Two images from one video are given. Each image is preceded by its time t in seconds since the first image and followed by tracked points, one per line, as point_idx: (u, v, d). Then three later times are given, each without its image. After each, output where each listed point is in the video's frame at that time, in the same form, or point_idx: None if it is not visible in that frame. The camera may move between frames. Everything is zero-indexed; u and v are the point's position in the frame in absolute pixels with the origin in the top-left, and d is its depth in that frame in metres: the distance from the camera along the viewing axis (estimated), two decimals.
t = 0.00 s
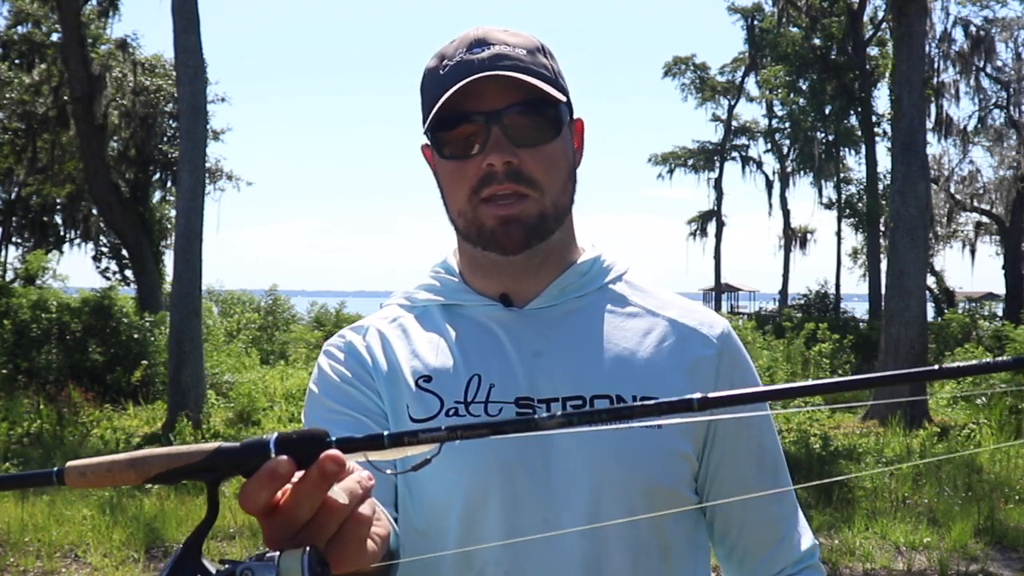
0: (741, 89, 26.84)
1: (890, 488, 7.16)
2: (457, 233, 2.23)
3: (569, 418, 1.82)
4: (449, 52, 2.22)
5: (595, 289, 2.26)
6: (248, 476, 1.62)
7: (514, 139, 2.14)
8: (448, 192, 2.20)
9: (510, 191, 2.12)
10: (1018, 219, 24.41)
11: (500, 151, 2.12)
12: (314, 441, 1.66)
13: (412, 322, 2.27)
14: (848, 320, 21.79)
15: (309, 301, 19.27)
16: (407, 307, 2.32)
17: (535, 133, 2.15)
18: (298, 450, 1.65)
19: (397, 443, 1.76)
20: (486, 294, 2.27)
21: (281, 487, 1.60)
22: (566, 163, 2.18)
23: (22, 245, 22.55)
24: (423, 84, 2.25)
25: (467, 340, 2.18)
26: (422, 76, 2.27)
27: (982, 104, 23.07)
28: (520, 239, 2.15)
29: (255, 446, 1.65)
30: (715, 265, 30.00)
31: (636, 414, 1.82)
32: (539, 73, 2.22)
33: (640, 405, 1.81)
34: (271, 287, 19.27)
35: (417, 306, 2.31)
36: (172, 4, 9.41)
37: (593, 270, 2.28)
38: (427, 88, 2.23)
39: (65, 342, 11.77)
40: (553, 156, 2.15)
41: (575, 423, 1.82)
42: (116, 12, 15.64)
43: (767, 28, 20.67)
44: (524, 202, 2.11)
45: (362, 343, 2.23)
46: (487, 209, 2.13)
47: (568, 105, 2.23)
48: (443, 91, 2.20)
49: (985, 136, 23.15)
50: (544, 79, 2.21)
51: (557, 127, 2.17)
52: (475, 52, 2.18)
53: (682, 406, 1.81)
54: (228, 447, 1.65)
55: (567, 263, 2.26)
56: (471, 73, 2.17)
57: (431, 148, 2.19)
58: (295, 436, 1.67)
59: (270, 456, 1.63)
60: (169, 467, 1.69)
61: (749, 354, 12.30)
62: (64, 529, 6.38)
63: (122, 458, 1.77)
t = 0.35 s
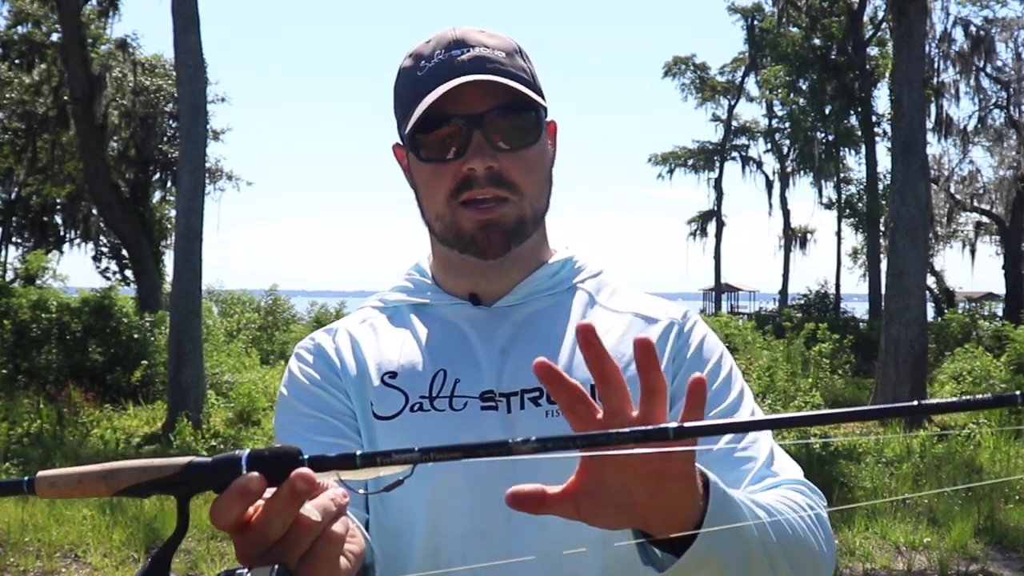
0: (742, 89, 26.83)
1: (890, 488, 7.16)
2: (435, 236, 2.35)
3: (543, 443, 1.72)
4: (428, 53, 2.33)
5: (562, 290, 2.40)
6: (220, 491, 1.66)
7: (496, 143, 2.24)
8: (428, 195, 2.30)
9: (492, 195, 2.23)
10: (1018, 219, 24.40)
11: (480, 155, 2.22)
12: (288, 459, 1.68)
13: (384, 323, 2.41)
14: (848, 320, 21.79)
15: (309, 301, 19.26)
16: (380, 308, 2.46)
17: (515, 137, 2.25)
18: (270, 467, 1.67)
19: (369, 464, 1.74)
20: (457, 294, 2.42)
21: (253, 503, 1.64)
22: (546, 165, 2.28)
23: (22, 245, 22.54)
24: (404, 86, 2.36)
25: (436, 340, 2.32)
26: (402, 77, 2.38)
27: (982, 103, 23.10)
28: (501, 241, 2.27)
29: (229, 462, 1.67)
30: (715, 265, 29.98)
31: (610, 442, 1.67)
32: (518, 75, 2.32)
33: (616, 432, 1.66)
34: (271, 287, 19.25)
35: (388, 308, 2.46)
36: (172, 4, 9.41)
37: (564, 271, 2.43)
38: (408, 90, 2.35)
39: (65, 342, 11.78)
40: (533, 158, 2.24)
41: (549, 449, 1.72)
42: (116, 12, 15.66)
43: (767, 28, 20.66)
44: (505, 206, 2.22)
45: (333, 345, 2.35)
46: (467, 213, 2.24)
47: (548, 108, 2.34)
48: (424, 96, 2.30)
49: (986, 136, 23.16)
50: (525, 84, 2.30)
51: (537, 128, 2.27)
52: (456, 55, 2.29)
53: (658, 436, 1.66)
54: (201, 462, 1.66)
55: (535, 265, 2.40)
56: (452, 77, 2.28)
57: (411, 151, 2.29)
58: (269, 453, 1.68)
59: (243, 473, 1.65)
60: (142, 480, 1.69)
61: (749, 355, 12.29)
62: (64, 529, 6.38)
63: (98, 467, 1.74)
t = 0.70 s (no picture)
0: (742, 89, 26.83)
1: (890, 488, 7.15)
2: (390, 236, 2.28)
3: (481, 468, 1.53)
4: (381, 48, 2.28)
5: (525, 291, 2.36)
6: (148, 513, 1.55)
7: (447, 138, 2.17)
8: (380, 193, 2.24)
9: (442, 192, 2.16)
10: (1018, 219, 24.40)
11: (431, 152, 2.15)
12: (218, 482, 1.56)
13: (342, 322, 2.35)
14: (848, 320, 21.81)
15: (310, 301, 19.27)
16: (341, 308, 2.41)
17: (468, 133, 2.18)
18: (200, 488, 1.55)
19: (301, 486, 1.56)
20: (415, 295, 2.36)
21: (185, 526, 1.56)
22: (501, 163, 2.20)
23: (23, 245, 22.55)
24: (357, 80, 2.31)
25: (391, 342, 2.26)
26: (356, 72, 2.33)
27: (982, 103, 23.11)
28: (451, 238, 2.19)
29: (160, 484, 1.55)
30: (715, 265, 30.00)
31: (548, 467, 1.53)
32: (473, 70, 2.26)
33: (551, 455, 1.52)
34: (272, 287, 19.26)
35: (348, 306, 2.41)
36: (171, 4, 9.41)
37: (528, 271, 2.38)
38: (360, 86, 2.30)
39: (65, 342, 11.78)
40: (486, 155, 2.17)
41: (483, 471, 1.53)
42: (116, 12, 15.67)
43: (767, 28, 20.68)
44: (453, 204, 2.14)
45: (286, 345, 2.29)
46: (418, 211, 2.16)
47: (505, 105, 2.27)
48: (375, 91, 2.24)
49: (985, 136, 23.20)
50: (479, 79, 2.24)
51: (492, 127, 2.21)
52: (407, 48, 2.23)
53: (593, 460, 1.53)
54: (132, 486, 1.55)
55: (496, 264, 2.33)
56: (403, 73, 2.22)
57: (362, 148, 2.23)
58: (200, 475, 1.56)
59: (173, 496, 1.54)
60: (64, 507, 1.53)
61: (749, 355, 12.33)
62: (64, 529, 6.36)
63: (13, 491, 1.57)
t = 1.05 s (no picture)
0: (742, 89, 26.84)
1: (889, 488, 7.14)
2: (354, 229, 2.26)
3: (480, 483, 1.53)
4: (346, 35, 2.26)
5: (490, 287, 2.34)
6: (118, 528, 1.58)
7: (416, 129, 2.17)
8: (344, 185, 2.22)
9: (408, 185, 2.15)
10: (1018, 219, 24.40)
11: (398, 142, 2.14)
12: (191, 496, 1.60)
13: (301, 320, 2.32)
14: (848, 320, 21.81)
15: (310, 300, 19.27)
16: (300, 305, 2.38)
17: (434, 125, 2.18)
18: (171, 504, 1.59)
19: (279, 500, 1.61)
20: (377, 292, 2.34)
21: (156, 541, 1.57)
22: (467, 156, 2.20)
23: (23, 245, 22.55)
24: (321, 67, 2.28)
25: (352, 341, 2.24)
26: (319, 59, 2.31)
27: (982, 103, 23.12)
28: (418, 233, 2.19)
29: (131, 497, 1.58)
30: (715, 265, 30.00)
31: (535, 481, 1.55)
32: (443, 61, 2.26)
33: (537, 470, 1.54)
34: (272, 287, 19.25)
35: (308, 304, 2.38)
36: (171, 4, 9.40)
37: (491, 268, 2.37)
38: (324, 72, 2.27)
39: (65, 342, 11.79)
40: (454, 147, 2.17)
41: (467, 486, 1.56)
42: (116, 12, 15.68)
43: (767, 29, 20.68)
44: (420, 198, 2.14)
45: (243, 345, 2.26)
46: (383, 202, 2.15)
47: (472, 97, 2.27)
48: (341, 79, 2.22)
49: (985, 136, 23.22)
50: (447, 70, 2.24)
51: (460, 118, 2.21)
52: (375, 36, 2.22)
53: (583, 474, 1.54)
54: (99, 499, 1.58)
55: (460, 261, 2.32)
56: (372, 61, 2.21)
57: (327, 139, 2.22)
58: (172, 489, 1.60)
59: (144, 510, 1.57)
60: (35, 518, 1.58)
61: (749, 355, 12.35)
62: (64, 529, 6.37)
63: None
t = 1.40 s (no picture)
0: (742, 89, 26.84)
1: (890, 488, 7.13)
2: (340, 226, 2.25)
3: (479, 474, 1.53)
4: (338, 29, 2.26)
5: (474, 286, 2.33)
6: (110, 537, 1.58)
7: (405, 125, 2.17)
8: (331, 181, 2.21)
9: (398, 180, 2.14)
10: (1018, 220, 24.39)
11: (388, 137, 2.14)
12: (184, 502, 1.61)
13: (282, 321, 2.32)
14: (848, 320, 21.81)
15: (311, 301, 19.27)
16: (281, 305, 2.37)
17: (424, 121, 2.18)
18: (163, 510, 1.60)
19: (273, 502, 1.61)
20: (360, 291, 2.34)
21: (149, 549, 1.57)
22: (455, 153, 2.20)
23: (23, 245, 22.55)
24: (312, 61, 2.28)
25: (335, 341, 2.23)
26: (310, 54, 2.30)
27: (982, 103, 23.12)
28: (407, 230, 2.18)
29: (122, 507, 1.58)
30: (715, 265, 30.00)
31: (532, 472, 1.55)
32: (434, 58, 2.26)
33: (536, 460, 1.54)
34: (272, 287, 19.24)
35: (288, 304, 2.37)
36: (171, 3, 9.38)
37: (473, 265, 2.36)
38: (316, 67, 2.27)
39: (65, 342, 11.81)
40: (443, 145, 2.17)
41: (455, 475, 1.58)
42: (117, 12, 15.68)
43: (767, 29, 20.69)
44: (409, 193, 2.13)
45: (224, 347, 2.25)
46: (371, 197, 2.14)
47: (463, 95, 2.27)
48: (333, 73, 2.22)
49: (985, 136, 23.21)
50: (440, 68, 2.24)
51: (451, 115, 2.21)
52: (368, 31, 2.23)
53: (582, 462, 1.53)
54: (89, 509, 1.57)
55: (445, 259, 2.32)
56: (364, 55, 2.21)
57: (316, 133, 2.21)
58: (162, 498, 1.60)
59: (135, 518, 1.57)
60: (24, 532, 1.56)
61: (749, 355, 12.36)
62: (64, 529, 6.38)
63: None
